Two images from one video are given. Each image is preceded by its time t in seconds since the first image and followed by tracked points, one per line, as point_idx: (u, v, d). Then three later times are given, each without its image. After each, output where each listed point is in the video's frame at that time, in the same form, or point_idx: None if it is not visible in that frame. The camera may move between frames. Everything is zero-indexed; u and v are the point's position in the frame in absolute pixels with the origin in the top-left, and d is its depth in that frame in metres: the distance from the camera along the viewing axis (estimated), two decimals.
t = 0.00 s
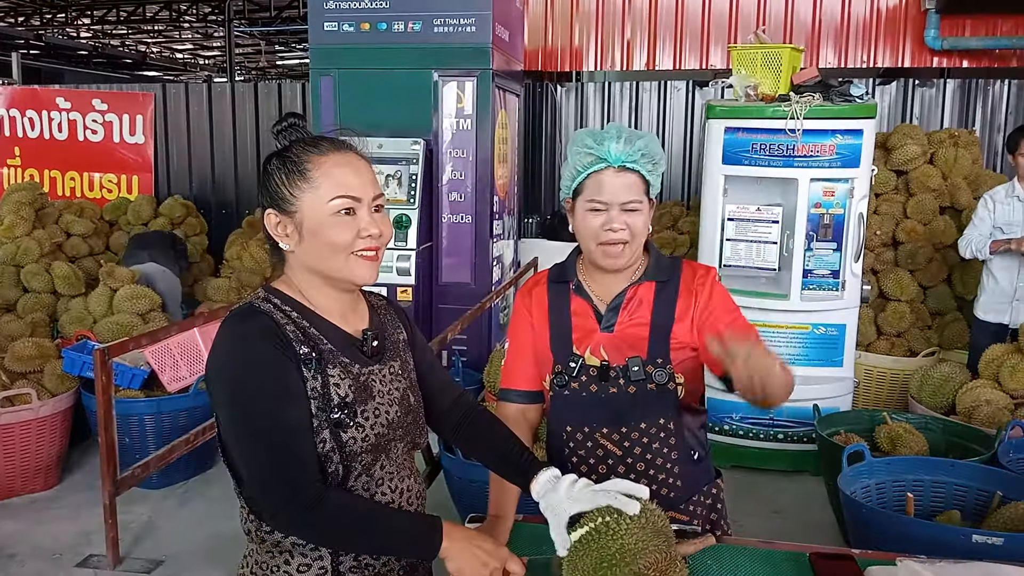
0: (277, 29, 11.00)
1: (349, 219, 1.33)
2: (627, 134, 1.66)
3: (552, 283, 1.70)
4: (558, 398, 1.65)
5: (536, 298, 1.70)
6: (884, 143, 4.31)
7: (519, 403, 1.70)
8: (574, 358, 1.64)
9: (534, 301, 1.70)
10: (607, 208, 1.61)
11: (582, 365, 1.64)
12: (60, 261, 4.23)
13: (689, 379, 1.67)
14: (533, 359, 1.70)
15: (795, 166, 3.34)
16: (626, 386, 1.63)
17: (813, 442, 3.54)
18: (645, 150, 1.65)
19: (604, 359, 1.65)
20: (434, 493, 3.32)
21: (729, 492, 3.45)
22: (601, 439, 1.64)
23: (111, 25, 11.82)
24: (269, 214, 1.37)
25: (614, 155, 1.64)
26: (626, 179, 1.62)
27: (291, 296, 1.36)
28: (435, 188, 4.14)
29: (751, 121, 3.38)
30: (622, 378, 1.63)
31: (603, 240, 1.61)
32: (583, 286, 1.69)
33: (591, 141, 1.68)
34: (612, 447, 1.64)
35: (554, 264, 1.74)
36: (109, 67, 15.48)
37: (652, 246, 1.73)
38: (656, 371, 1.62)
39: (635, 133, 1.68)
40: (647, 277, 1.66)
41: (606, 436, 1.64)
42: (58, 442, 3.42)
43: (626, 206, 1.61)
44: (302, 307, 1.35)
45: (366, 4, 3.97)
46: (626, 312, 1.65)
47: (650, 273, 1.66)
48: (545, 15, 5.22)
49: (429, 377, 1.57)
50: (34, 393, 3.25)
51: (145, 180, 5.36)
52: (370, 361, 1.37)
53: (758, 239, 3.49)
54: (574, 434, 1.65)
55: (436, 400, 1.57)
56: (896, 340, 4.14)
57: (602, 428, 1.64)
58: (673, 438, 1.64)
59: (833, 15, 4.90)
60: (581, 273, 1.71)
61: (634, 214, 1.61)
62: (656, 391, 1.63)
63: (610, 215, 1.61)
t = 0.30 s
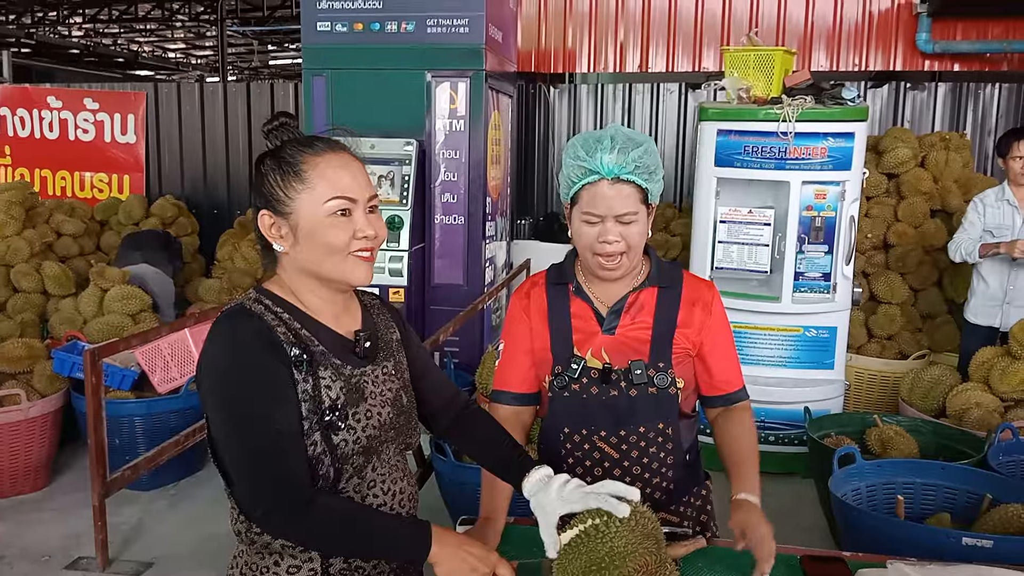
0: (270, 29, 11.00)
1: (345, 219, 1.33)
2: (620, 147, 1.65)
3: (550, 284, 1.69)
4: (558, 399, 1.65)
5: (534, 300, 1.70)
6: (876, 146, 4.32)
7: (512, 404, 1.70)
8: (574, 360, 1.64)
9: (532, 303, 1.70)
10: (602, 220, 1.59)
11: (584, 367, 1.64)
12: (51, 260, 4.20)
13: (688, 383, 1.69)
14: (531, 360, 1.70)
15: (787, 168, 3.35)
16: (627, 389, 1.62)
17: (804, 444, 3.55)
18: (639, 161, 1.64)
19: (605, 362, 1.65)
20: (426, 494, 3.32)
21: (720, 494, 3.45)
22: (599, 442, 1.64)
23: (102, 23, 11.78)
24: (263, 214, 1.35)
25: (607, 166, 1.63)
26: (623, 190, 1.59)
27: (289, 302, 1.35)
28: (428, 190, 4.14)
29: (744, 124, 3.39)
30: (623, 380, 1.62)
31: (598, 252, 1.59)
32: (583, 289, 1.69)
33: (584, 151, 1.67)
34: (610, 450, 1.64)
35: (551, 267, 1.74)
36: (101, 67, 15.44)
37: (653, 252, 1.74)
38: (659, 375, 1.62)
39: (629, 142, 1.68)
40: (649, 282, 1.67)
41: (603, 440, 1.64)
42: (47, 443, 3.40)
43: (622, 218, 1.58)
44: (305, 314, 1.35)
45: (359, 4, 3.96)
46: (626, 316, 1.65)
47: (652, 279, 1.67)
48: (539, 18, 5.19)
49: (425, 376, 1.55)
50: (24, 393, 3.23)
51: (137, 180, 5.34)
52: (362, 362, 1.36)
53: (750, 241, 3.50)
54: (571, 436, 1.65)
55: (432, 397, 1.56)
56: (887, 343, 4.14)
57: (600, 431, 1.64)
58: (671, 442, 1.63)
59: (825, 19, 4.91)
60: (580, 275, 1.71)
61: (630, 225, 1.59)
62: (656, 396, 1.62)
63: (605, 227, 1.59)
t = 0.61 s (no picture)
0: (265, 28, 10.99)
1: (359, 219, 1.34)
2: (622, 145, 1.65)
3: (550, 280, 1.70)
4: (558, 393, 1.65)
5: (535, 297, 1.70)
6: (872, 143, 4.33)
7: (512, 400, 1.70)
8: (575, 353, 1.64)
9: (532, 300, 1.70)
10: (603, 217, 1.60)
11: (584, 361, 1.64)
12: (47, 260, 4.19)
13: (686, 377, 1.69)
14: (531, 356, 1.70)
15: (783, 166, 3.36)
16: (628, 381, 1.62)
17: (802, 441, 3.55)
18: (642, 160, 1.64)
19: (606, 356, 1.65)
20: (424, 492, 3.32)
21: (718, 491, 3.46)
22: (598, 435, 1.64)
23: (98, 23, 11.78)
24: (279, 216, 1.30)
25: (609, 165, 1.63)
26: (624, 188, 1.61)
27: (277, 302, 1.34)
28: (425, 188, 4.14)
29: (740, 122, 3.39)
30: (624, 373, 1.62)
31: (600, 247, 1.60)
32: (583, 284, 1.70)
33: (587, 149, 1.67)
34: (610, 443, 1.64)
35: (551, 264, 1.75)
36: (97, 66, 15.42)
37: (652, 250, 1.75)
38: (659, 368, 1.62)
39: (632, 141, 1.68)
40: (649, 277, 1.68)
41: (603, 433, 1.64)
42: (45, 442, 3.40)
43: (623, 215, 1.59)
44: (301, 313, 1.35)
45: (355, 2, 3.95)
46: (626, 310, 1.66)
47: (651, 274, 1.68)
48: (535, 16, 5.21)
49: (419, 372, 1.56)
50: (20, 393, 3.22)
51: (133, 180, 5.33)
52: (356, 359, 1.36)
53: (747, 239, 3.50)
54: (571, 429, 1.66)
55: (428, 392, 1.57)
56: (884, 339, 4.18)
57: (600, 425, 1.64)
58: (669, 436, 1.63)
59: (821, 16, 4.92)
60: (580, 271, 1.72)
61: (632, 222, 1.60)
62: (656, 388, 1.62)
63: (607, 224, 1.59)
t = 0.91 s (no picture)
0: (266, 29, 11.03)
1: (369, 216, 1.36)
2: (624, 137, 1.65)
3: (551, 279, 1.71)
4: (559, 391, 1.65)
5: (536, 296, 1.71)
6: (874, 143, 4.33)
7: (515, 400, 1.70)
8: (575, 352, 1.64)
9: (534, 299, 1.70)
10: (604, 209, 1.60)
11: (584, 359, 1.64)
12: (49, 261, 4.19)
13: (687, 376, 1.68)
14: (534, 356, 1.70)
15: (785, 165, 3.36)
16: (627, 380, 1.62)
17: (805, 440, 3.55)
18: (642, 152, 1.63)
19: (606, 354, 1.66)
20: (425, 494, 3.31)
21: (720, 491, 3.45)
22: (599, 434, 1.64)
23: (100, 25, 11.81)
24: (299, 217, 1.29)
25: (610, 157, 1.63)
26: (623, 180, 1.60)
27: (275, 303, 1.33)
28: (427, 188, 4.13)
29: (742, 121, 3.39)
30: (625, 371, 1.62)
31: (601, 240, 1.60)
32: (584, 283, 1.70)
33: (589, 141, 1.68)
34: (611, 441, 1.63)
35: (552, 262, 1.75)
36: (98, 67, 15.43)
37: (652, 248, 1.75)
38: (659, 365, 1.62)
39: (634, 134, 1.67)
40: (649, 276, 1.67)
41: (604, 431, 1.64)
42: (47, 443, 3.40)
43: (624, 208, 1.59)
44: (298, 312, 1.34)
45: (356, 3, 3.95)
46: (626, 308, 1.66)
47: (652, 272, 1.68)
48: (536, 16, 5.21)
49: (419, 372, 1.55)
50: (22, 394, 3.23)
51: (134, 181, 5.33)
52: (356, 360, 1.36)
53: (748, 238, 3.50)
54: (572, 429, 1.65)
55: (429, 390, 1.56)
56: (886, 339, 4.16)
57: (601, 423, 1.64)
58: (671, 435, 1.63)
59: (823, 15, 4.91)
60: (582, 269, 1.72)
61: (632, 216, 1.60)
62: (656, 387, 1.62)
63: (607, 216, 1.60)
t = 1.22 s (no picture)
0: (271, 38, 11.10)
1: (382, 224, 1.38)
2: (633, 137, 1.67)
3: (555, 287, 1.72)
4: (563, 399, 1.65)
5: (540, 305, 1.72)
6: (879, 148, 4.32)
7: (521, 408, 1.71)
8: (580, 359, 1.65)
9: (538, 308, 1.72)
10: (615, 207, 1.61)
11: (589, 366, 1.64)
12: (55, 270, 4.21)
13: (691, 382, 1.68)
14: (537, 364, 1.71)
15: (789, 171, 3.36)
16: (632, 387, 1.62)
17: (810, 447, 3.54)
18: (652, 152, 1.66)
19: (610, 361, 1.66)
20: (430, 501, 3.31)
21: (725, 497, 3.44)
22: (604, 441, 1.63)
23: (105, 34, 11.88)
24: (317, 229, 1.30)
25: (621, 156, 1.65)
26: (634, 179, 1.63)
27: (282, 313, 1.34)
28: (431, 196, 4.15)
29: (745, 128, 3.39)
30: (629, 379, 1.62)
31: (612, 239, 1.61)
32: (588, 290, 1.71)
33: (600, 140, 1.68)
34: (616, 449, 1.63)
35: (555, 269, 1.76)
36: (104, 76, 15.51)
37: (655, 254, 1.76)
38: (663, 373, 1.61)
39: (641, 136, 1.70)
40: (652, 283, 1.68)
41: (609, 438, 1.63)
42: (53, 451, 3.41)
43: (634, 206, 1.61)
44: (304, 322, 1.35)
45: (361, 12, 3.98)
46: (630, 316, 1.66)
47: (655, 279, 1.68)
48: (540, 24, 5.21)
49: (424, 380, 1.56)
50: (29, 402, 3.23)
51: (140, 189, 5.35)
52: (363, 368, 1.37)
53: (753, 244, 3.50)
54: (577, 436, 1.65)
55: (434, 398, 1.56)
56: (892, 345, 4.14)
57: (605, 430, 1.63)
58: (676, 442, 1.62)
59: (826, 22, 4.91)
60: (585, 277, 1.73)
61: (641, 215, 1.62)
62: (660, 394, 1.61)
63: (619, 215, 1.61)
